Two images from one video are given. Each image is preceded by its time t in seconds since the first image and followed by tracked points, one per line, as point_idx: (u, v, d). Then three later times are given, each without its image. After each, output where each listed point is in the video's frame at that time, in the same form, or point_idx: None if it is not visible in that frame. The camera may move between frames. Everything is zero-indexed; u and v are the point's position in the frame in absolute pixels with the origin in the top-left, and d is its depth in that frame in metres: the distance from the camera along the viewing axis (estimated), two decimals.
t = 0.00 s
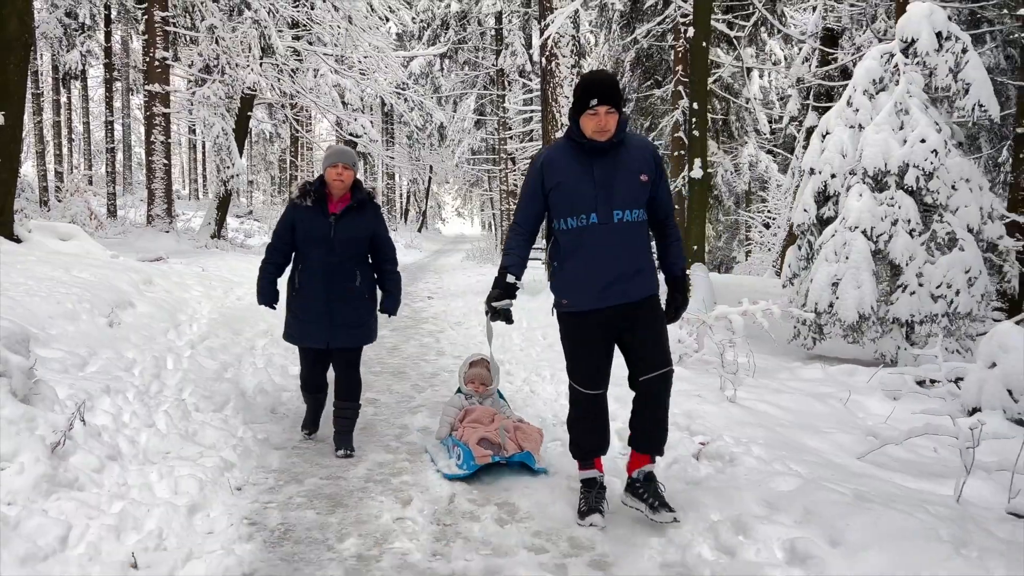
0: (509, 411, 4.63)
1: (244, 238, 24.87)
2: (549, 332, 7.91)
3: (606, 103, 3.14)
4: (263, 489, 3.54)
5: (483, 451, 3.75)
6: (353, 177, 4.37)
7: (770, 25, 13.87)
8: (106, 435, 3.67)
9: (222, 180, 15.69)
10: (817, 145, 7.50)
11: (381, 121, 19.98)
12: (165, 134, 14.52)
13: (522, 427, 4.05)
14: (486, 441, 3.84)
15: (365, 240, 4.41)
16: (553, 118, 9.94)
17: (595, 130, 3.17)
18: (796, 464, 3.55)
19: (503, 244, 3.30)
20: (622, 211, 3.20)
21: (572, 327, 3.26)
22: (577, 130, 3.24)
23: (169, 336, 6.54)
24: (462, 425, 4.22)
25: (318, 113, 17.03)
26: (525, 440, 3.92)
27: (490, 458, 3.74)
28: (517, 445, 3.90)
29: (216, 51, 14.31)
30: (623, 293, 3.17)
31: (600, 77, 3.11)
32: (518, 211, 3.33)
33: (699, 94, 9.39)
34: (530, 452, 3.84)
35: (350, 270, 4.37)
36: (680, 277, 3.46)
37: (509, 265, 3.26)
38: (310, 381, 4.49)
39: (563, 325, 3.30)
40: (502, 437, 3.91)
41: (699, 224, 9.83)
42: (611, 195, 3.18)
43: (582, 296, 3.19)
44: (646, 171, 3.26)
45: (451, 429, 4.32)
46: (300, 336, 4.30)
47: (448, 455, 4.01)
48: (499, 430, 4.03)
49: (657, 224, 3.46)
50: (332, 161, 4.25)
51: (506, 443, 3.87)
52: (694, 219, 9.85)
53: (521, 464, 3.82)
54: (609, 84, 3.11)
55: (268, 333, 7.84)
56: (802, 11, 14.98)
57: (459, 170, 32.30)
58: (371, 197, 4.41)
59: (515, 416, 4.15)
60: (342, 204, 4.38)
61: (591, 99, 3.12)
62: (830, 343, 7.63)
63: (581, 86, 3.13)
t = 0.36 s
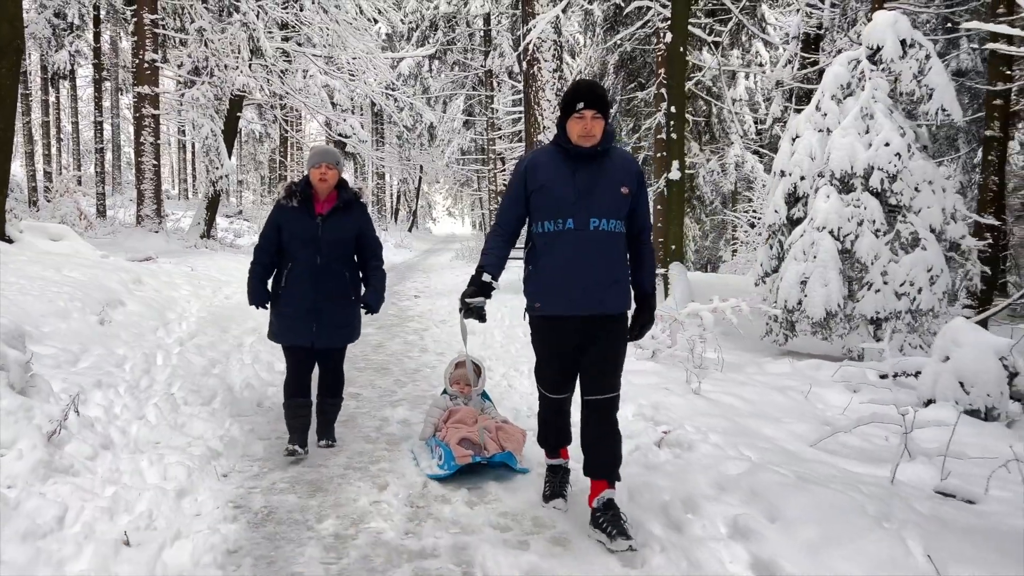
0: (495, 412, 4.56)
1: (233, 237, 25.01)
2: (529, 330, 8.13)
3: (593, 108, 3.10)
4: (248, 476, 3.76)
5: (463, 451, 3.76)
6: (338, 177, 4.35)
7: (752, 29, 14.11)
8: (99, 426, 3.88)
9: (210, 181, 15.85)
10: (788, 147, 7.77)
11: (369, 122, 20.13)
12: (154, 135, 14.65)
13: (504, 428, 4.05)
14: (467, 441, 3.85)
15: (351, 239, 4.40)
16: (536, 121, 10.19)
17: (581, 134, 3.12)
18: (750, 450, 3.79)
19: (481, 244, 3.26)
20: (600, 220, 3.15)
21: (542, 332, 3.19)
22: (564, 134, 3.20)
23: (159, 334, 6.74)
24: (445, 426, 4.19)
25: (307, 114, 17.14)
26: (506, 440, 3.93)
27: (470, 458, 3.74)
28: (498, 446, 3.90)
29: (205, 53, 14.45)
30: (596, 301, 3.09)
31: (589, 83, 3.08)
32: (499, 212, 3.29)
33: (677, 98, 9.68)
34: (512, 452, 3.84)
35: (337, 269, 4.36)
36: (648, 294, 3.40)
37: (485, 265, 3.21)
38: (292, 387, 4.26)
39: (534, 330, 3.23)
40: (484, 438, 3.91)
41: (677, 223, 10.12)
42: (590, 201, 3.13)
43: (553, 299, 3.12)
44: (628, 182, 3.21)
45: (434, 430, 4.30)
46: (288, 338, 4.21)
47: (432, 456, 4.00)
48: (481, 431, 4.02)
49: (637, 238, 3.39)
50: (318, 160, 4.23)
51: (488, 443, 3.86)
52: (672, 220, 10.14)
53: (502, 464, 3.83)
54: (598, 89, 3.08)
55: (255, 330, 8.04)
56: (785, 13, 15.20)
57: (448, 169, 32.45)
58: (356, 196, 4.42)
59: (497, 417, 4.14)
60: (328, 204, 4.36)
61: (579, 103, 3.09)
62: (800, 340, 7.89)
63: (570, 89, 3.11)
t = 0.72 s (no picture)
0: (486, 406, 4.64)
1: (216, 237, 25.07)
2: (510, 324, 8.39)
3: (594, 100, 3.16)
4: (244, 458, 4.00)
5: (452, 441, 3.84)
6: (316, 173, 4.30)
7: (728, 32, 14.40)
8: (101, 411, 4.10)
9: (194, 181, 15.97)
10: (758, 147, 8.06)
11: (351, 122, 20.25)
12: (138, 135, 14.73)
13: (495, 421, 4.13)
14: (456, 433, 3.93)
15: (335, 236, 4.37)
16: (517, 122, 10.47)
17: (580, 125, 3.19)
18: (714, 430, 4.08)
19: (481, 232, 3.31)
20: (598, 211, 3.20)
21: (537, 318, 3.17)
22: (564, 127, 3.26)
23: (150, 328, 6.93)
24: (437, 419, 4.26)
25: (290, 113, 17.26)
26: (496, 433, 4.00)
27: (459, 448, 3.82)
28: (486, 437, 3.98)
29: (189, 53, 14.57)
30: (593, 291, 3.13)
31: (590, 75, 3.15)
32: (500, 202, 3.35)
33: (654, 100, 10.00)
34: (500, 444, 3.92)
35: (324, 266, 4.33)
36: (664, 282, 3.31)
37: (484, 253, 3.26)
38: (282, 386, 4.26)
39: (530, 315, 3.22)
40: (473, 429, 3.98)
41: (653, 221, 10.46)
42: (588, 193, 3.18)
43: (549, 286, 3.13)
44: (626, 177, 3.26)
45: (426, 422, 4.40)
46: (280, 340, 4.18)
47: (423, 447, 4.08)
48: (472, 423, 4.10)
49: (638, 233, 3.42)
50: (297, 158, 4.18)
51: (476, 435, 3.94)
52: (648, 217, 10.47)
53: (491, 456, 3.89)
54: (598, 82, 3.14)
55: (243, 326, 8.25)
56: (761, 15, 15.50)
57: (431, 169, 32.59)
58: (335, 192, 4.38)
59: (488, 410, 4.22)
60: (309, 202, 4.31)
61: (580, 94, 3.15)
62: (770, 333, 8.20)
63: (571, 82, 3.18)
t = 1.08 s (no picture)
0: (486, 406, 4.40)
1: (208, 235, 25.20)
2: (499, 320, 8.64)
3: (588, 109, 3.20)
4: (247, 444, 4.24)
5: (416, 436, 3.93)
6: (308, 172, 4.38)
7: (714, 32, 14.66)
8: (110, 400, 4.34)
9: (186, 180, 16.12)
10: (739, 147, 8.32)
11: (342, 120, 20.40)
12: (131, 134, 14.86)
13: (473, 417, 4.04)
14: (424, 428, 3.98)
15: (327, 234, 4.45)
16: (506, 122, 10.71)
17: (575, 134, 3.21)
18: (690, 416, 4.34)
19: (476, 242, 3.32)
20: (595, 219, 3.23)
21: (539, 328, 3.21)
22: (557, 134, 3.28)
23: (150, 324, 7.15)
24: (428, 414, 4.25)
25: (281, 112, 17.41)
26: (463, 429, 3.97)
27: (420, 444, 3.90)
28: (454, 434, 3.95)
29: (182, 53, 14.75)
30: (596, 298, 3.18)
31: (583, 85, 3.20)
32: (493, 211, 3.36)
33: (639, 101, 10.26)
34: (462, 442, 3.90)
35: (316, 264, 4.42)
36: (651, 278, 3.34)
37: (481, 263, 3.28)
38: (282, 377, 4.44)
39: (530, 324, 3.26)
40: (442, 425, 3.98)
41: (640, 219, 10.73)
42: (585, 201, 3.21)
43: (551, 295, 3.16)
44: (621, 183, 3.30)
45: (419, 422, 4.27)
46: (273, 335, 4.30)
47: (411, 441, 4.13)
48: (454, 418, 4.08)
49: (629, 236, 3.47)
50: (290, 158, 4.25)
51: (442, 431, 3.94)
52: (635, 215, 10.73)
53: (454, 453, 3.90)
54: (592, 92, 3.18)
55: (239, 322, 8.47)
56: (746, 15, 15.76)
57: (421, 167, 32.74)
58: (328, 190, 4.46)
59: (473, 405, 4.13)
60: (301, 199, 4.40)
61: (575, 104, 3.20)
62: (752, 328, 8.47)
63: (566, 92, 3.21)
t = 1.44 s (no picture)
0: (474, 399, 4.62)
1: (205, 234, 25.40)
2: (490, 315, 8.89)
3: (562, 107, 3.22)
4: (248, 428, 4.51)
5: (425, 433, 3.95)
6: (312, 174, 4.36)
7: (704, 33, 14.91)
8: (119, 386, 4.60)
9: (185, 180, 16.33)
10: (724, 147, 8.61)
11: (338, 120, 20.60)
12: (130, 134, 15.05)
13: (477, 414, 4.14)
14: (432, 425, 4.03)
15: (327, 236, 4.42)
16: (498, 123, 10.95)
17: (551, 133, 3.24)
18: (666, 402, 4.60)
19: (460, 245, 3.37)
20: (577, 213, 3.31)
21: (529, 326, 3.34)
22: (532, 132, 3.30)
23: (153, 319, 7.39)
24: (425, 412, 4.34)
25: (278, 111, 17.59)
26: (470, 425, 4.06)
27: (431, 441, 3.93)
28: (462, 430, 4.02)
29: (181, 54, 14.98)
30: (583, 291, 3.29)
31: (556, 81, 3.20)
32: (473, 213, 3.38)
33: (628, 102, 10.53)
34: (473, 438, 3.97)
35: (315, 265, 4.40)
36: (625, 277, 3.69)
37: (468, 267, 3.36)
38: (280, 373, 4.57)
39: (520, 321, 3.38)
40: (450, 422, 4.04)
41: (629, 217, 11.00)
42: (567, 198, 3.28)
43: (541, 295, 3.26)
44: (599, 174, 3.39)
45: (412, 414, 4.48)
46: (267, 334, 4.34)
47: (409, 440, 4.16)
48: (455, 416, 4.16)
49: (605, 222, 3.59)
50: (294, 159, 4.24)
51: (451, 428, 4.00)
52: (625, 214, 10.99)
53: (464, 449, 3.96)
54: (565, 88, 3.20)
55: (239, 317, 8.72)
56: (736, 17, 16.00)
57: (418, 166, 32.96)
58: (332, 191, 4.43)
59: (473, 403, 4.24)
60: (303, 200, 4.38)
61: (550, 103, 3.20)
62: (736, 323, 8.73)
63: (539, 90, 3.21)
